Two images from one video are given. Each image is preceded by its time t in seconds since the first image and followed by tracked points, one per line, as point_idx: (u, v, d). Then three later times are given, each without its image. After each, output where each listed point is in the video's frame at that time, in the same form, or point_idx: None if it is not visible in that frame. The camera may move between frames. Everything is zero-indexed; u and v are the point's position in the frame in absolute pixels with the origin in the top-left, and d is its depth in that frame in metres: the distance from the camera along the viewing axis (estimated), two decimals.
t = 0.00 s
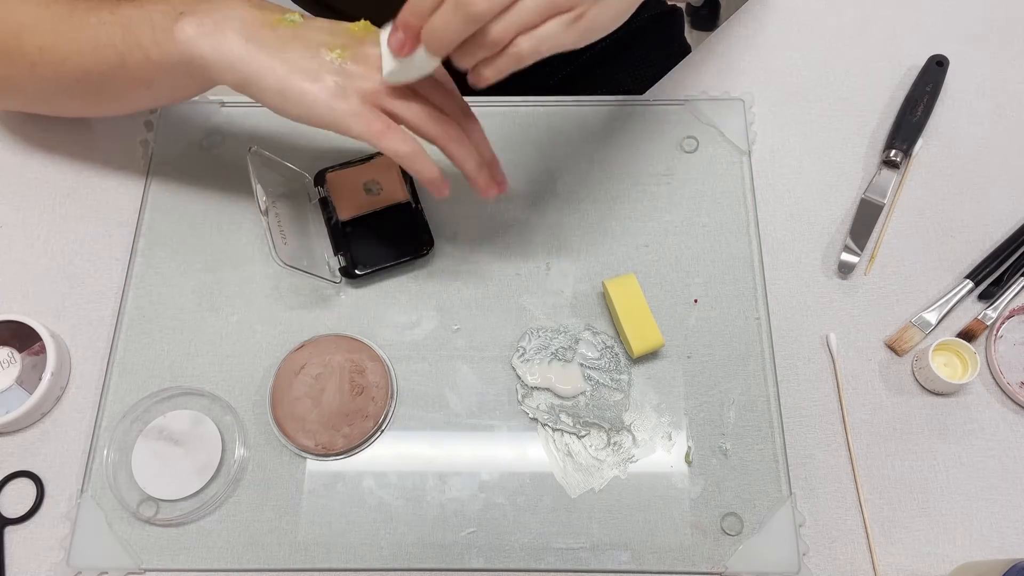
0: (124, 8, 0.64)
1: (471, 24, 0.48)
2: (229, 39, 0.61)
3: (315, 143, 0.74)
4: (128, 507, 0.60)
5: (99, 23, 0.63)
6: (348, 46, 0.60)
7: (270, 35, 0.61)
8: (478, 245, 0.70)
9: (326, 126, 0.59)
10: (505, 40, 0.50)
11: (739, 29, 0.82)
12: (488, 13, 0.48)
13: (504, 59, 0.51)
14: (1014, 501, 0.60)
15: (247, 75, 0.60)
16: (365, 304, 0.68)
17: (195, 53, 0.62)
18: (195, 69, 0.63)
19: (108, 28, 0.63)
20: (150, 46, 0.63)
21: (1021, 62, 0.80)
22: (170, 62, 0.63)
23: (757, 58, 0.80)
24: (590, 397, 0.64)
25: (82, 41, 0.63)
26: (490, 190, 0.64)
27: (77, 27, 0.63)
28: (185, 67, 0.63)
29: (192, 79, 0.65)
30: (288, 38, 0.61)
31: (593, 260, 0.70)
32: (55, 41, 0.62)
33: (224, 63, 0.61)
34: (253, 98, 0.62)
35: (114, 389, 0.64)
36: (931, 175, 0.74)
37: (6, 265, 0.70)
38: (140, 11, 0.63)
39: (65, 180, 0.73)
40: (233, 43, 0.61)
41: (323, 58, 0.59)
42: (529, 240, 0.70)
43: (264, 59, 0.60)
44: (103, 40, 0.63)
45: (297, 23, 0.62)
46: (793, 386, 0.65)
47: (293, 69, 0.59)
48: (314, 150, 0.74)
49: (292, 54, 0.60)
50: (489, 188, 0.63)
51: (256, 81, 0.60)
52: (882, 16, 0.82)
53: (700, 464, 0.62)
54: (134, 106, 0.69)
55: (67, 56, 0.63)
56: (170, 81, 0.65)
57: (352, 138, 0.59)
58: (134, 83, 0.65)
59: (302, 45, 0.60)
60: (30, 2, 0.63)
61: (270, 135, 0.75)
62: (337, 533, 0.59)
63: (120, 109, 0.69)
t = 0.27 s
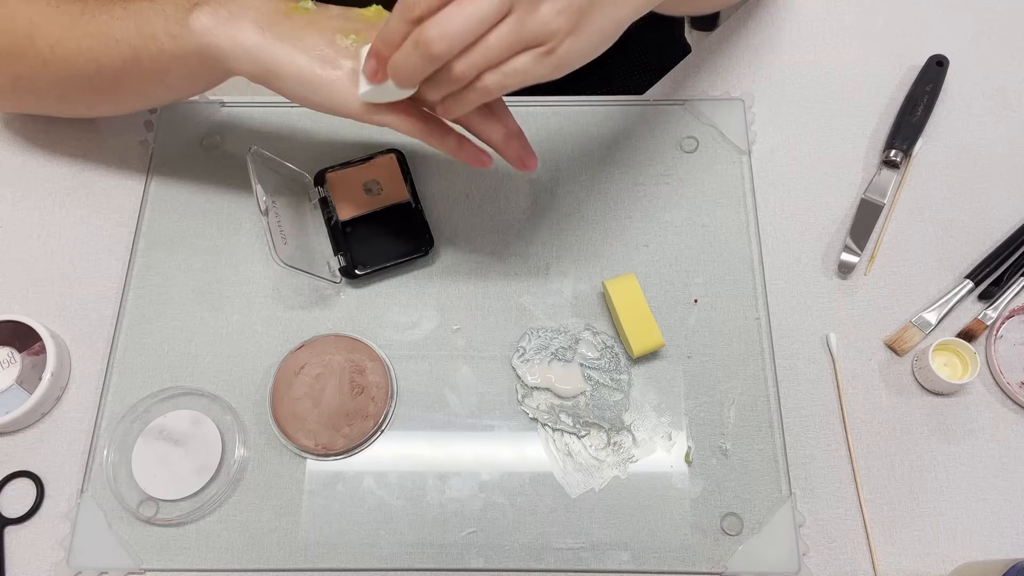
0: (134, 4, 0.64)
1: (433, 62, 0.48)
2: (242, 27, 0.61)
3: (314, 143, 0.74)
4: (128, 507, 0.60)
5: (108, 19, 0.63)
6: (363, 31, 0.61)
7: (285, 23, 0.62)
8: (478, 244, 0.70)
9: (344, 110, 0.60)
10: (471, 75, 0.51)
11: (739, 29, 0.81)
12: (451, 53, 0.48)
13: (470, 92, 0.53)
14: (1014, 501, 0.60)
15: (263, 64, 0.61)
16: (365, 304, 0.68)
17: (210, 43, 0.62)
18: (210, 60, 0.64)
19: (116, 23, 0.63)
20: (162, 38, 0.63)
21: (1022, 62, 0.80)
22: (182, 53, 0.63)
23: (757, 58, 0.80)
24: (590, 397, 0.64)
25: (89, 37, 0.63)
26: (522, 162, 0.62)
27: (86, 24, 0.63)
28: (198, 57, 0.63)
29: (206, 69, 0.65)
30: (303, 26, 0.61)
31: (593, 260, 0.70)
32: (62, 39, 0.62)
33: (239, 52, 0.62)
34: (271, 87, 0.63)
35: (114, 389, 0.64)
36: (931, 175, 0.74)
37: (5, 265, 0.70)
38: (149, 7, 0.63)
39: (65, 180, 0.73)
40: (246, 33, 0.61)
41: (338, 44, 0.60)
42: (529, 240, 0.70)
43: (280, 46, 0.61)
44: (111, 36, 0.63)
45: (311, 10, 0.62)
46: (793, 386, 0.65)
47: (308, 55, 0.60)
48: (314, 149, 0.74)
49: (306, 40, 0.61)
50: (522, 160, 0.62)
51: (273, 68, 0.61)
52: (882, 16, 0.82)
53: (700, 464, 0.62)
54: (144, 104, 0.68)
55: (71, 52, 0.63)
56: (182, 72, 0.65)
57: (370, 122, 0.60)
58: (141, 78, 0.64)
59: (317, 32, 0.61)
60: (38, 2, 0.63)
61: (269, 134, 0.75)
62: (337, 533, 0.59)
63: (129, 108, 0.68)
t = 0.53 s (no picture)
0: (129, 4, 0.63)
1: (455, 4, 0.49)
2: (230, 26, 0.60)
3: (314, 143, 0.74)
4: (128, 507, 0.60)
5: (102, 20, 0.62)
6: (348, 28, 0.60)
7: (273, 21, 0.61)
8: (479, 244, 0.70)
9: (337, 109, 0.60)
10: (492, 19, 0.52)
11: (740, 29, 0.81)
12: None
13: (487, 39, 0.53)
14: (1014, 501, 0.60)
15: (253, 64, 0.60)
16: (365, 304, 0.68)
17: (198, 44, 0.61)
18: (200, 60, 0.62)
19: (111, 26, 0.62)
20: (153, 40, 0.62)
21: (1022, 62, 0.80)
22: (173, 55, 0.62)
23: (758, 58, 0.80)
24: (590, 397, 0.64)
25: (85, 40, 0.62)
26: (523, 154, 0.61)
27: (83, 26, 0.62)
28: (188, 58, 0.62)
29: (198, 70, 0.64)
30: (290, 23, 0.61)
31: (593, 260, 0.70)
32: (60, 41, 0.62)
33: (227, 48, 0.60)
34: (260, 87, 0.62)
35: (114, 389, 0.64)
36: (932, 175, 0.74)
37: (5, 265, 0.69)
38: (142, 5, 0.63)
39: (65, 180, 0.73)
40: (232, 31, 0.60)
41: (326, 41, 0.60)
42: (530, 240, 0.70)
43: (270, 46, 0.59)
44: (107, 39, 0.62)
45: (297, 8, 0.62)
46: (793, 386, 0.65)
47: (299, 56, 0.59)
48: (314, 149, 0.74)
49: (295, 38, 0.60)
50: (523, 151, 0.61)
51: (265, 67, 0.60)
52: (882, 16, 0.82)
53: (701, 464, 0.62)
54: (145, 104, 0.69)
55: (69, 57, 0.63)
56: (175, 73, 0.64)
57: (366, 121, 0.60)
58: (139, 80, 0.65)
59: (305, 29, 0.60)
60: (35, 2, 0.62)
61: (269, 134, 0.75)
62: (337, 533, 0.59)
63: (130, 107, 0.69)
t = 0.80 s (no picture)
0: (130, 4, 0.63)
1: None
2: (234, 32, 0.61)
3: (314, 143, 0.74)
4: (128, 507, 0.60)
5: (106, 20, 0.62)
6: (352, 34, 0.61)
7: (276, 26, 0.61)
8: (479, 244, 0.70)
9: (339, 118, 0.61)
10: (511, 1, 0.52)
11: (739, 30, 0.81)
12: None
13: None
14: (1014, 501, 0.60)
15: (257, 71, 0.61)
16: (365, 304, 0.68)
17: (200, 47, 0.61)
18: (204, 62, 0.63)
19: (115, 26, 0.62)
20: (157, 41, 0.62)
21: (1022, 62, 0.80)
22: (178, 57, 0.63)
23: (757, 58, 0.80)
24: (590, 397, 0.64)
25: (89, 40, 0.62)
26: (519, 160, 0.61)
27: (85, 25, 0.62)
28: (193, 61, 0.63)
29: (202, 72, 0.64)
30: (293, 28, 0.61)
31: (593, 260, 0.70)
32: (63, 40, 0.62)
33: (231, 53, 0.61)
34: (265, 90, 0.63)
35: (114, 389, 0.64)
36: (931, 175, 0.74)
37: (5, 265, 0.69)
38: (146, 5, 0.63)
39: (65, 180, 0.73)
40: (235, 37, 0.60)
41: (329, 49, 0.60)
42: (530, 240, 0.70)
43: (273, 53, 0.60)
44: (111, 40, 0.62)
45: (301, 10, 0.62)
46: (793, 386, 0.65)
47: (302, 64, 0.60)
48: (314, 149, 0.74)
49: (300, 46, 0.60)
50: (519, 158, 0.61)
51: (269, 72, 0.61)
52: (882, 16, 0.82)
53: (701, 464, 0.62)
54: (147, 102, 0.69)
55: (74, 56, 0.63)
56: (179, 75, 0.64)
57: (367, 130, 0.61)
58: (142, 81, 0.65)
59: (307, 35, 0.61)
60: (37, 1, 0.61)
61: (269, 134, 0.75)
62: (337, 533, 0.59)
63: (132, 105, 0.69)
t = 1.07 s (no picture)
0: None
1: None
2: (235, 22, 0.61)
3: (314, 143, 0.74)
4: (128, 507, 0.60)
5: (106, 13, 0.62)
6: (353, 25, 0.61)
7: (277, 17, 0.61)
8: (479, 244, 0.70)
9: (340, 109, 0.61)
10: None
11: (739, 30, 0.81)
12: None
13: None
14: (1014, 501, 0.60)
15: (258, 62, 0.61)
16: (365, 304, 0.68)
17: (201, 37, 0.62)
18: (204, 52, 0.63)
19: (115, 19, 0.62)
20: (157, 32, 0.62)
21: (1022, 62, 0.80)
22: (178, 48, 0.63)
23: (757, 59, 0.80)
24: (590, 397, 0.64)
25: (89, 33, 0.62)
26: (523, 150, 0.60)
27: (86, 20, 0.62)
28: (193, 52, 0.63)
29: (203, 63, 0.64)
30: (295, 20, 0.61)
31: (593, 260, 0.70)
32: (63, 34, 0.62)
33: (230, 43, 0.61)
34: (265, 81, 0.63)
35: (114, 389, 0.64)
36: (931, 175, 0.74)
37: (5, 265, 0.69)
38: None
39: (65, 180, 0.73)
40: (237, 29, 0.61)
41: (329, 40, 0.60)
42: (529, 240, 0.70)
43: (274, 45, 0.60)
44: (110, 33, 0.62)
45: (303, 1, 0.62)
46: (793, 386, 0.65)
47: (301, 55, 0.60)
48: (314, 149, 0.74)
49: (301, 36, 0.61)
50: (523, 148, 0.60)
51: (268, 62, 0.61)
52: (882, 16, 0.82)
53: (701, 464, 0.62)
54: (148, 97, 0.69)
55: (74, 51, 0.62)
56: (180, 67, 0.64)
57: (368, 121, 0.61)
58: (142, 74, 0.65)
59: (308, 26, 0.61)
60: None
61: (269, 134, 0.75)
62: (337, 533, 0.59)
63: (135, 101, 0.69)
